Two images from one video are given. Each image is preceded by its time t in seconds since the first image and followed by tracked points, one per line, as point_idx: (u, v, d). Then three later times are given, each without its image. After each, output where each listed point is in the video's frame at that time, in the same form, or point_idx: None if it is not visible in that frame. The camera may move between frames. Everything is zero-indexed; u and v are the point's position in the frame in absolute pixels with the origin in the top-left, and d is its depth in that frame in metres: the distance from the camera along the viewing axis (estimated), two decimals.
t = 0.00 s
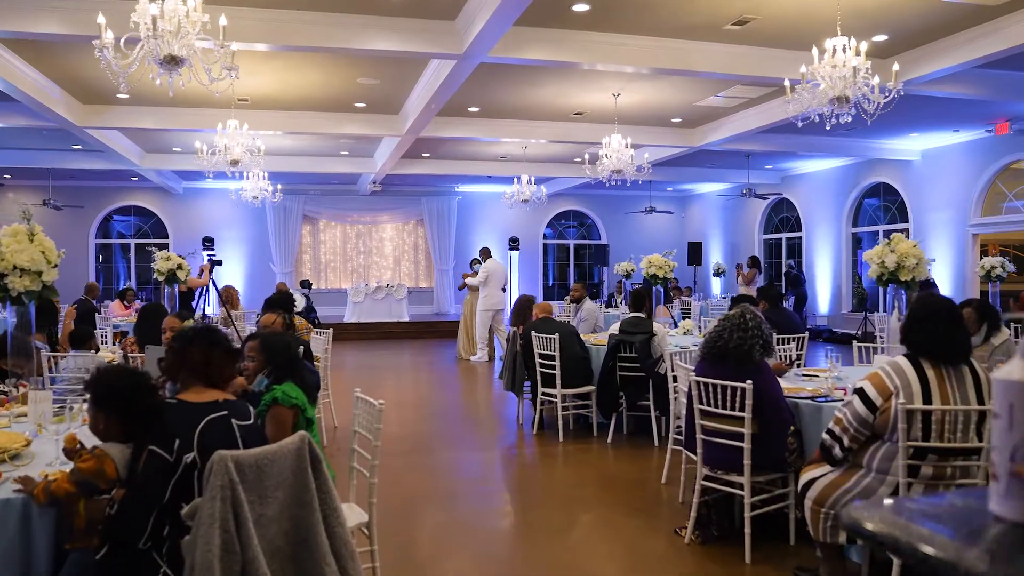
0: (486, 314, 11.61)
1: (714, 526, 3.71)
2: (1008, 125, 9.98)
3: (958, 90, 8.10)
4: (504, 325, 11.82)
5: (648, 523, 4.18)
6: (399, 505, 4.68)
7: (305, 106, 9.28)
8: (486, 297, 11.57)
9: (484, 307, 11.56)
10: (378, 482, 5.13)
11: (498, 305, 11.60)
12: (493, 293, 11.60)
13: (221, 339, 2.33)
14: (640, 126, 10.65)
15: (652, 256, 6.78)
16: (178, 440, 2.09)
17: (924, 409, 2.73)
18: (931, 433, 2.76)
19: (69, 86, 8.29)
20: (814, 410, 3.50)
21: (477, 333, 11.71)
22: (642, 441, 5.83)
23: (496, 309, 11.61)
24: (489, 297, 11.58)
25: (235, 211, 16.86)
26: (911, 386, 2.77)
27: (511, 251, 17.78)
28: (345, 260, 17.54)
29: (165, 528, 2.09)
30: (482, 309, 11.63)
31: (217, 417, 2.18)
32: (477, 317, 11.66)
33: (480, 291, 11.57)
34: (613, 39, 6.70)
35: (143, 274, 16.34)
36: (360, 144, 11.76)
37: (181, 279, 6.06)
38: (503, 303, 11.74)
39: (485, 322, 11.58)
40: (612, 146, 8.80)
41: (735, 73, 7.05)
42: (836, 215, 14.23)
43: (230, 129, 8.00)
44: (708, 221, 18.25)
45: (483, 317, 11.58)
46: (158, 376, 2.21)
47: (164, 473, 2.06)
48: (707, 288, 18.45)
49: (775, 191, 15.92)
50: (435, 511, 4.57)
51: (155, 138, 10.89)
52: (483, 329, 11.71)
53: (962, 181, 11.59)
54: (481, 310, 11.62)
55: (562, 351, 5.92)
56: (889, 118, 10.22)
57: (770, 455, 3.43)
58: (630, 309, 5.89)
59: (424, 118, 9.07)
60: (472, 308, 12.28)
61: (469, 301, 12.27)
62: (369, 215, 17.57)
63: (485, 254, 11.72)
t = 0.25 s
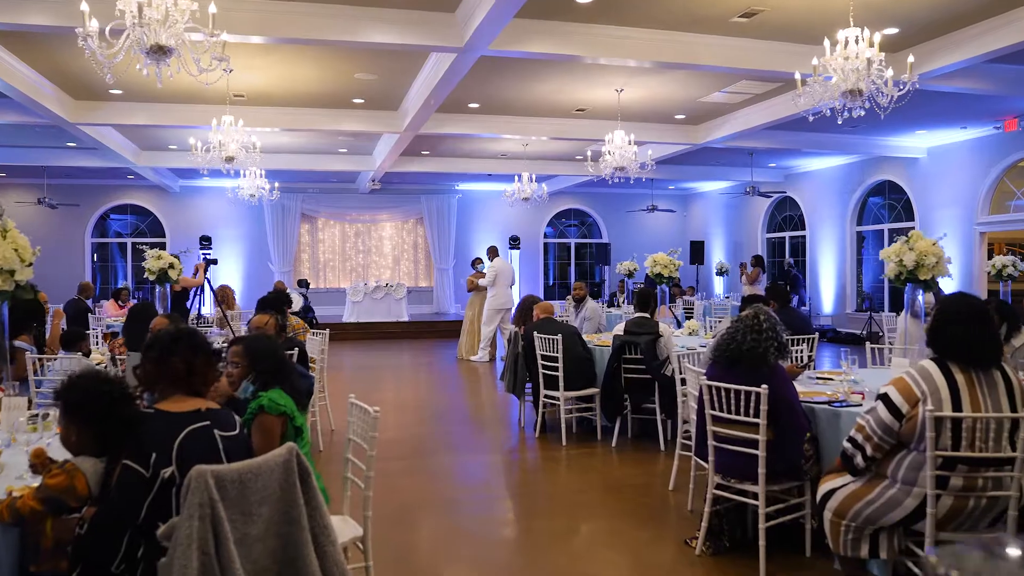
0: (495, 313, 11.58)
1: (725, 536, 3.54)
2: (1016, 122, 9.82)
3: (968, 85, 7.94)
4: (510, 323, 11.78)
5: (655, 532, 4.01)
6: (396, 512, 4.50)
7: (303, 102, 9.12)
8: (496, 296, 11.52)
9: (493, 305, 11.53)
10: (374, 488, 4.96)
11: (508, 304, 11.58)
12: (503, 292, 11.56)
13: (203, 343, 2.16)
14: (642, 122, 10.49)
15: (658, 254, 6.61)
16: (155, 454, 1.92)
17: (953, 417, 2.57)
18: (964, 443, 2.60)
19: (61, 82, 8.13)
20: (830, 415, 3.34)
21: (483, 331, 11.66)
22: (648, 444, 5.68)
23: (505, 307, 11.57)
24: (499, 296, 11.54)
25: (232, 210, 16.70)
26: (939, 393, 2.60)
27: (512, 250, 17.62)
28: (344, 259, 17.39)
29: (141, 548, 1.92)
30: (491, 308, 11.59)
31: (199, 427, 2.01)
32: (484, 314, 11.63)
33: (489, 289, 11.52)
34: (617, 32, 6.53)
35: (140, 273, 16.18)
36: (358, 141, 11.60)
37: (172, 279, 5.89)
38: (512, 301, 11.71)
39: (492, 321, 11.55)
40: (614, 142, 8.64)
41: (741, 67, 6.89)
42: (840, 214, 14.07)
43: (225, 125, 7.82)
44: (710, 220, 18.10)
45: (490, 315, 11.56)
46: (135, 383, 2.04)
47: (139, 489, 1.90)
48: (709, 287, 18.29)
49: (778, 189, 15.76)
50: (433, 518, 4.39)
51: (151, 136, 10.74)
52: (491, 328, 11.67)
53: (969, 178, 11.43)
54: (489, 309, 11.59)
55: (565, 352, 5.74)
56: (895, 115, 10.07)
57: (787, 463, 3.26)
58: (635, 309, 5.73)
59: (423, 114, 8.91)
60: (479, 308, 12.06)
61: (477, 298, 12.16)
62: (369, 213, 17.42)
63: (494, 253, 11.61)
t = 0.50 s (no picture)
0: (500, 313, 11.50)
1: (739, 551, 3.37)
2: None
3: (980, 80, 7.77)
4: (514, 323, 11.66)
5: (666, 545, 3.82)
6: (393, 523, 4.31)
7: (300, 98, 8.94)
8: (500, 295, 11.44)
9: (497, 305, 11.44)
10: (372, 496, 4.77)
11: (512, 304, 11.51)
12: (507, 291, 11.46)
13: (179, 350, 1.99)
14: (646, 119, 10.32)
15: (663, 254, 6.43)
16: (124, 473, 1.75)
17: (990, 428, 2.38)
18: (1001, 456, 2.42)
19: (53, 78, 7.95)
20: (851, 423, 3.17)
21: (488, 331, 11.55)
22: (654, 450, 5.51)
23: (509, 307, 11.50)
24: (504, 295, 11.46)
25: (230, 209, 16.52)
26: (975, 402, 2.42)
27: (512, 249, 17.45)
28: (343, 258, 17.22)
29: None
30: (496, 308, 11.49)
31: (174, 443, 1.83)
32: (489, 314, 11.53)
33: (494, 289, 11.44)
34: (622, 25, 6.36)
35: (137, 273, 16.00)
36: (357, 138, 11.43)
37: (164, 279, 5.71)
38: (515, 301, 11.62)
39: (496, 321, 11.45)
40: (618, 139, 8.46)
41: (749, 61, 6.72)
42: (846, 212, 13.90)
43: (220, 121, 7.62)
44: (713, 219, 17.93)
45: (494, 315, 11.46)
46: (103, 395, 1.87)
47: (106, 512, 1.73)
48: (711, 287, 18.13)
49: (782, 188, 15.59)
50: (432, 529, 4.20)
51: (146, 133, 10.56)
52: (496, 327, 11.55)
53: (977, 177, 11.25)
54: (493, 308, 11.50)
55: (569, 355, 5.56)
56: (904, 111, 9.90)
57: (806, 474, 3.09)
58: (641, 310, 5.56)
59: (423, 111, 8.73)
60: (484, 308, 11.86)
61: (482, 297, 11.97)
62: (368, 212, 17.25)
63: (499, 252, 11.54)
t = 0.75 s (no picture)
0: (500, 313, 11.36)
1: (758, 566, 3.18)
2: None
3: (994, 74, 7.58)
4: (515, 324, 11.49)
5: (680, 560, 3.62)
6: (392, 534, 4.11)
7: (297, 94, 8.75)
8: (501, 294, 11.30)
9: (497, 304, 11.29)
10: (369, 505, 4.58)
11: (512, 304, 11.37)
12: (507, 291, 11.31)
13: (152, 357, 1.81)
14: (650, 116, 10.13)
15: (670, 252, 6.24)
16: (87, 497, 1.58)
17: None
18: None
19: (44, 73, 7.76)
20: (878, 431, 2.98)
21: (487, 331, 11.36)
22: (662, 455, 5.33)
23: (509, 307, 11.34)
24: (504, 295, 11.32)
25: (228, 208, 16.34)
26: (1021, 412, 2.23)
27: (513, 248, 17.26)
28: (342, 258, 17.03)
29: None
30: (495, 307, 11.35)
31: (145, 462, 1.66)
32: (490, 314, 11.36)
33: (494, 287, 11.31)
34: (628, 16, 6.18)
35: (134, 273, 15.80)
36: (356, 136, 11.24)
37: (154, 279, 5.52)
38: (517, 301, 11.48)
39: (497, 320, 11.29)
40: (622, 135, 8.27)
41: (758, 54, 6.53)
42: (851, 210, 13.71)
43: (214, 117, 7.44)
44: (716, 217, 17.74)
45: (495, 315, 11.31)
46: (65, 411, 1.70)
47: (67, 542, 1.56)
48: (714, 286, 17.94)
49: (786, 186, 15.40)
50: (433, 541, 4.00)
51: (141, 130, 10.36)
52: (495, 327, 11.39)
53: (987, 174, 11.05)
54: (493, 307, 11.35)
55: (574, 357, 5.36)
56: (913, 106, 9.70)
57: (831, 486, 2.90)
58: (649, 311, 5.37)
59: (422, 107, 8.54)
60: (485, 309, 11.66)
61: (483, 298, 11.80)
62: (367, 211, 17.07)
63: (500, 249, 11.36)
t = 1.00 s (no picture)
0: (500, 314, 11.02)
1: None
2: None
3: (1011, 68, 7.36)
4: (515, 325, 11.16)
5: None
6: (389, 547, 3.90)
7: (295, 90, 8.55)
8: (500, 295, 10.97)
9: (496, 305, 10.94)
10: (366, 516, 4.37)
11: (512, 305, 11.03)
12: (506, 291, 10.98)
13: (120, 367, 1.60)
14: (655, 112, 9.93)
15: (679, 252, 6.04)
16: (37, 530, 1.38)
17: None
18: None
19: (33, 67, 7.55)
20: (911, 443, 2.77)
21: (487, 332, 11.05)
22: (671, 462, 5.13)
23: (508, 308, 10.99)
24: (504, 295, 10.99)
25: (225, 207, 16.14)
26: None
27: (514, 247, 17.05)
28: (341, 258, 16.82)
29: None
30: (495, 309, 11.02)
31: (108, 489, 1.46)
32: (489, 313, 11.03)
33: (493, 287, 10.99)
34: (635, 8, 5.97)
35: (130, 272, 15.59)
36: (355, 133, 11.03)
37: (143, 279, 5.32)
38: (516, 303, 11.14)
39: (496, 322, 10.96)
40: (627, 132, 8.06)
41: (769, 47, 6.32)
42: (858, 209, 13.50)
43: (207, 112, 7.17)
44: (720, 216, 17.54)
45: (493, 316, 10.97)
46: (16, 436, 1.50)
47: None
48: (718, 286, 17.73)
49: (792, 184, 15.19)
50: (432, 555, 3.79)
51: (136, 127, 10.15)
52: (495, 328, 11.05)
53: (998, 172, 10.84)
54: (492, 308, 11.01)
55: (580, 360, 5.15)
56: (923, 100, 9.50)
57: (862, 502, 2.69)
58: (657, 313, 5.17)
59: (422, 103, 8.33)
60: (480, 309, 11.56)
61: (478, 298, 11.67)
62: (367, 210, 16.86)
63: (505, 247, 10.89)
